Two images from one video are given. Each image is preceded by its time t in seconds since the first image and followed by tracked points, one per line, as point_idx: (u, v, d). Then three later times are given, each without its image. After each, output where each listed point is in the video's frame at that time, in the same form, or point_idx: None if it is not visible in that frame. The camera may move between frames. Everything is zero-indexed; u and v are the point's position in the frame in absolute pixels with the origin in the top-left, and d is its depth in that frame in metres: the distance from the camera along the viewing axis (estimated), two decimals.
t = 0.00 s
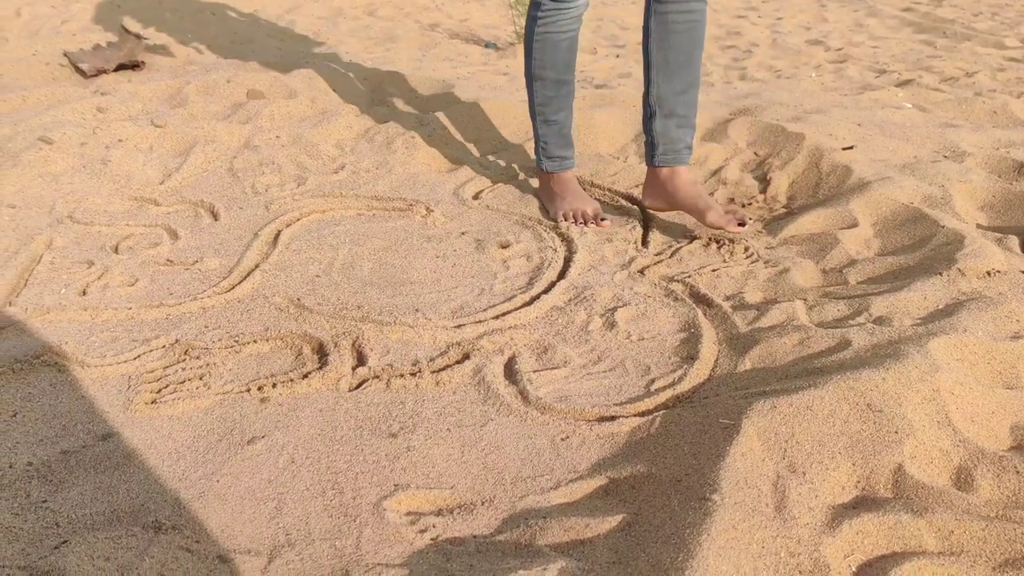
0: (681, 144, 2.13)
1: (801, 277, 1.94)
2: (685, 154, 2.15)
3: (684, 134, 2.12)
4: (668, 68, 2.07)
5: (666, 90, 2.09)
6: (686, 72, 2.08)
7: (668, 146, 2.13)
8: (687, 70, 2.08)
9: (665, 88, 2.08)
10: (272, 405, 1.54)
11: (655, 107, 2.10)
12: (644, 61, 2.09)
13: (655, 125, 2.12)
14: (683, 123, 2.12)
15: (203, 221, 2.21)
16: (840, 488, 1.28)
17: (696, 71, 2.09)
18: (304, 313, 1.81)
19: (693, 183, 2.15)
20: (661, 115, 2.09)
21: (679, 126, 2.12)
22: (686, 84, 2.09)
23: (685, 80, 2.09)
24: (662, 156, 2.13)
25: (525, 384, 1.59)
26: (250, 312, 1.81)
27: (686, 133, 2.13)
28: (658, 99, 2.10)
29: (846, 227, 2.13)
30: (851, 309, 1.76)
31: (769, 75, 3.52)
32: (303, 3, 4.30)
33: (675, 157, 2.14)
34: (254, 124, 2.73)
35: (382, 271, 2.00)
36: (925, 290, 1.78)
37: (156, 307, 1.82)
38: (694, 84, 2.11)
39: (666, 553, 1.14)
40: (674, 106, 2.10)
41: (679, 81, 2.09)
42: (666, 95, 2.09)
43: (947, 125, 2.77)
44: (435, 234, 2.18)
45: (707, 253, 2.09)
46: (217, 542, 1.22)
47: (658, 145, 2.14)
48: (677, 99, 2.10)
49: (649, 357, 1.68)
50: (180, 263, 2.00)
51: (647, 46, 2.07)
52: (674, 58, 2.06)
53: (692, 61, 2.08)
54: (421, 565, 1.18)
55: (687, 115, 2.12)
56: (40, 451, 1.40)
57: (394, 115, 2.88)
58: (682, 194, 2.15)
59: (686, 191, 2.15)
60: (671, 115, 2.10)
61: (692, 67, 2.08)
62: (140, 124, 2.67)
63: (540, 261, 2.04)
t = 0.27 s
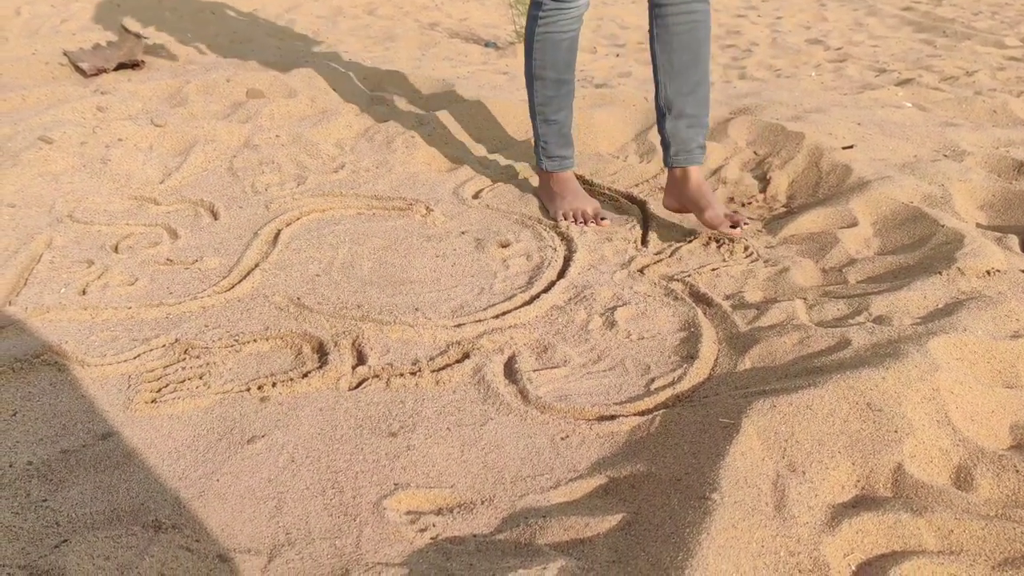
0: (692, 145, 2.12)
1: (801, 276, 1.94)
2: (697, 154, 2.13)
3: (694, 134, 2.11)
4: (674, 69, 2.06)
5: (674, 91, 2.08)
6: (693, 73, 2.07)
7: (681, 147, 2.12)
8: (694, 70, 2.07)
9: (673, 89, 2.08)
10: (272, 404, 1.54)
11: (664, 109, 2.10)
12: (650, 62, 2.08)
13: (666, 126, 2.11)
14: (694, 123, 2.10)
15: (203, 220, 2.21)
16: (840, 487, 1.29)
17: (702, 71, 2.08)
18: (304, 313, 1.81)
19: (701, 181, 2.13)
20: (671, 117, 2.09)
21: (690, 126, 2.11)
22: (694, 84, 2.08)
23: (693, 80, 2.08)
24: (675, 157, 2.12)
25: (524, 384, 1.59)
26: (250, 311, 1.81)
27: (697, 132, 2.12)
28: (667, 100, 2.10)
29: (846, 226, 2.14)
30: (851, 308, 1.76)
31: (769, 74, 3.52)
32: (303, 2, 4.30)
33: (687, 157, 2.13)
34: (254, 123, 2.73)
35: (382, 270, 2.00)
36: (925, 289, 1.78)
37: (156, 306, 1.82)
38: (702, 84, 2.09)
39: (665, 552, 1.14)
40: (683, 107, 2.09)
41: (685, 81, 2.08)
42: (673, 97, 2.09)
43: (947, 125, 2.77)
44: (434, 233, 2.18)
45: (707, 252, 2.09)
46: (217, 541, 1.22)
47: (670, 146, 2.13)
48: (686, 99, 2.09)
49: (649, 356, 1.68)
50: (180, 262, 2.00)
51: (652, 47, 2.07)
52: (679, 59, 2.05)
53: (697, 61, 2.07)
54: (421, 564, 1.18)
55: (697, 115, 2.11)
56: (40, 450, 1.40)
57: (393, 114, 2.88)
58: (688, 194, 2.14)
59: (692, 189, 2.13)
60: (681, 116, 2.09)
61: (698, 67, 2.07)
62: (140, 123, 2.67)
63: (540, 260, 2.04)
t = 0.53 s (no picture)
0: (683, 151, 2.10)
1: (801, 275, 1.94)
2: (688, 161, 2.11)
3: (685, 141, 2.09)
4: (665, 73, 2.06)
5: (665, 96, 2.07)
6: (685, 77, 2.06)
7: (671, 152, 2.10)
8: (686, 75, 2.06)
9: (664, 93, 2.07)
10: (273, 403, 1.54)
11: (656, 113, 2.09)
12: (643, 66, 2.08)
13: (657, 131, 2.10)
14: (685, 129, 2.08)
15: (203, 219, 2.21)
16: (841, 486, 1.29)
17: (694, 77, 2.07)
18: (304, 312, 1.81)
19: (691, 189, 2.10)
20: (662, 121, 2.08)
21: (681, 132, 2.09)
22: (686, 88, 2.07)
23: (684, 84, 2.06)
24: (665, 163, 2.10)
25: (525, 383, 1.59)
26: (250, 310, 1.81)
27: (689, 138, 2.10)
28: (658, 104, 2.09)
29: (846, 225, 2.14)
30: (851, 307, 1.76)
31: (769, 73, 3.52)
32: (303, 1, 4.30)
33: (677, 163, 2.11)
34: (254, 123, 2.73)
35: (382, 269, 2.00)
36: (925, 288, 1.78)
37: (156, 305, 1.82)
38: (695, 89, 2.08)
39: (666, 551, 1.14)
40: (673, 111, 2.07)
41: (677, 86, 2.07)
42: (664, 101, 2.08)
43: (947, 124, 2.77)
44: (435, 232, 2.17)
45: (707, 251, 2.09)
46: (218, 540, 1.22)
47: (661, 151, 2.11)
48: (677, 104, 2.07)
49: (649, 355, 1.68)
50: (180, 261, 2.00)
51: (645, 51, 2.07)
52: (670, 62, 2.04)
53: (690, 65, 2.06)
54: (422, 563, 1.18)
55: (689, 120, 2.09)
56: (40, 450, 1.40)
57: (394, 113, 2.88)
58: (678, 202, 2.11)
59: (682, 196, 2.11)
60: (672, 121, 2.08)
61: (690, 72, 2.06)
62: (140, 123, 2.67)
63: (541, 259, 2.04)
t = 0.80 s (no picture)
0: (681, 149, 2.08)
1: (803, 268, 1.94)
2: (686, 159, 2.09)
3: (684, 138, 2.06)
4: (665, 70, 2.02)
5: (664, 93, 2.04)
6: (684, 74, 2.03)
7: (669, 150, 2.07)
8: (685, 71, 2.03)
9: (663, 90, 2.04)
10: (274, 396, 1.54)
11: (654, 110, 2.06)
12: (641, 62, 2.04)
13: (654, 128, 2.06)
14: (683, 126, 2.06)
15: (204, 212, 2.21)
16: (842, 479, 1.28)
17: (693, 74, 2.04)
18: (305, 305, 1.81)
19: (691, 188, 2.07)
20: (660, 119, 2.05)
21: (679, 130, 2.06)
22: (685, 85, 2.04)
23: (683, 81, 2.03)
24: (663, 161, 2.07)
25: (526, 376, 1.59)
26: (251, 303, 1.81)
27: (687, 136, 2.07)
28: (656, 101, 2.05)
29: (848, 218, 2.13)
30: (853, 299, 1.76)
31: (772, 65, 3.51)
32: None
33: (675, 161, 2.08)
34: (255, 116, 2.73)
35: (383, 262, 2.00)
36: (927, 281, 1.78)
37: (157, 298, 1.82)
38: (693, 86, 2.05)
39: (667, 544, 1.14)
40: (672, 109, 2.04)
41: (676, 82, 2.04)
42: (663, 98, 2.04)
43: (950, 116, 2.76)
44: (436, 225, 2.17)
45: (709, 244, 2.08)
46: (219, 533, 1.22)
47: (658, 149, 2.08)
48: (676, 101, 2.05)
49: (651, 348, 1.68)
50: (180, 254, 2.00)
51: (644, 46, 2.03)
52: (670, 58, 2.01)
53: (689, 61, 2.03)
54: (422, 556, 1.18)
55: (687, 118, 2.07)
56: (42, 443, 1.40)
57: (395, 106, 2.88)
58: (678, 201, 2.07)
59: (682, 196, 2.07)
60: (670, 118, 2.05)
61: (689, 68, 2.03)
62: (141, 116, 2.67)
63: (542, 253, 2.04)
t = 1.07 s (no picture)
0: (678, 151, 2.06)
1: (804, 262, 1.94)
2: (682, 161, 2.07)
3: (680, 140, 2.05)
4: (662, 71, 2.01)
5: (661, 94, 2.03)
6: (681, 75, 2.02)
7: (666, 152, 2.06)
8: (682, 73, 2.02)
9: (660, 91, 2.03)
10: (274, 387, 1.54)
11: (651, 112, 2.05)
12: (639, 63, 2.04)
13: (651, 130, 2.06)
14: (680, 128, 2.05)
15: (205, 204, 2.21)
16: (843, 472, 1.28)
17: (691, 75, 2.03)
18: (306, 297, 1.81)
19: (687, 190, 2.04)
20: (656, 120, 2.04)
21: (676, 132, 2.05)
22: (683, 87, 2.03)
23: (681, 83, 2.02)
24: (658, 163, 2.06)
25: (527, 368, 1.59)
26: (252, 295, 1.81)
27: (684, 138, 2.06)
28: (654, 103, 2.04)
29: (850, 212, 2.13)
30: (854, 293, 1.75)
31: (774, 58, 3.51)
32: None
33: (672, 163, 2.07)
34: (256, 108, 2.73)
35: (384, 254, 2.00)
36: (928, 275, 1.77)
37: (158, 289, 1.82)
38: (691, 88, 2.04)
39: (667, 536, 1.14)
40: (669, 110, 2.03)
41: (674, 84, 2.03)
42: (660, 100, 2.03)
43: (952, 110, 2.75)
44: (437, 218, 2.17)
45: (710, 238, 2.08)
46: (219, 524, 1.22)
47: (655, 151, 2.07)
48: (673, 102, 2.03)
49: (652, 341, 1.68)
50: (181, 246, 2.00)
51: (642, 47, 2.02)
52: (668, 60, 2.00)
53: (687, 63, 2.02)
54: (423, 547, 1.18)
55: (685, 119, 2.06)
56: (42, 434, 1.40)
57: (396, 98, 2.88)
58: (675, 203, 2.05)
59: (678, 198, 2.05)
60: (667, 120, 2.04)
61: (687, 70, 2.02)
62: (141, 108, 2.67)
63: (543, 246, 2.04)
